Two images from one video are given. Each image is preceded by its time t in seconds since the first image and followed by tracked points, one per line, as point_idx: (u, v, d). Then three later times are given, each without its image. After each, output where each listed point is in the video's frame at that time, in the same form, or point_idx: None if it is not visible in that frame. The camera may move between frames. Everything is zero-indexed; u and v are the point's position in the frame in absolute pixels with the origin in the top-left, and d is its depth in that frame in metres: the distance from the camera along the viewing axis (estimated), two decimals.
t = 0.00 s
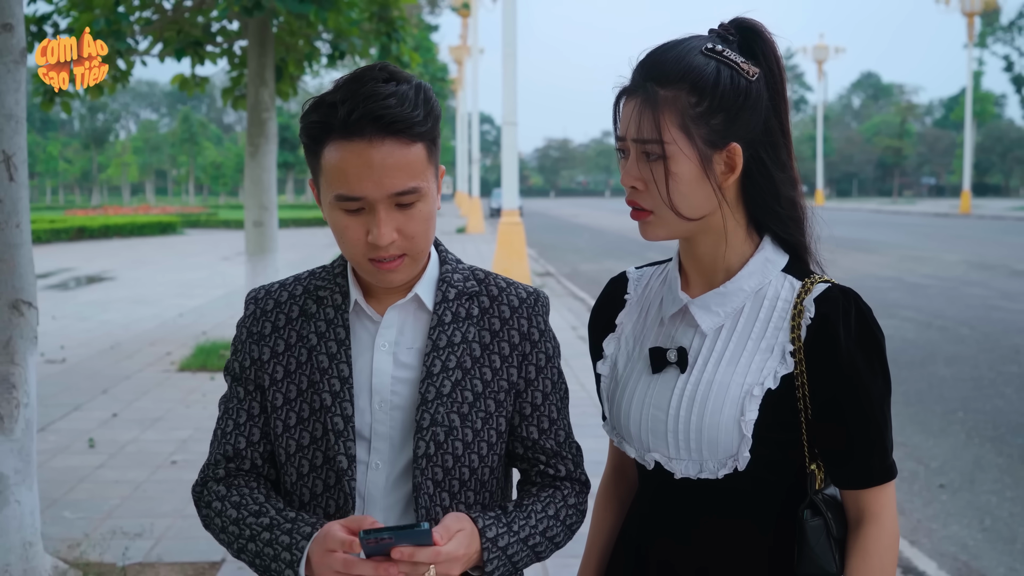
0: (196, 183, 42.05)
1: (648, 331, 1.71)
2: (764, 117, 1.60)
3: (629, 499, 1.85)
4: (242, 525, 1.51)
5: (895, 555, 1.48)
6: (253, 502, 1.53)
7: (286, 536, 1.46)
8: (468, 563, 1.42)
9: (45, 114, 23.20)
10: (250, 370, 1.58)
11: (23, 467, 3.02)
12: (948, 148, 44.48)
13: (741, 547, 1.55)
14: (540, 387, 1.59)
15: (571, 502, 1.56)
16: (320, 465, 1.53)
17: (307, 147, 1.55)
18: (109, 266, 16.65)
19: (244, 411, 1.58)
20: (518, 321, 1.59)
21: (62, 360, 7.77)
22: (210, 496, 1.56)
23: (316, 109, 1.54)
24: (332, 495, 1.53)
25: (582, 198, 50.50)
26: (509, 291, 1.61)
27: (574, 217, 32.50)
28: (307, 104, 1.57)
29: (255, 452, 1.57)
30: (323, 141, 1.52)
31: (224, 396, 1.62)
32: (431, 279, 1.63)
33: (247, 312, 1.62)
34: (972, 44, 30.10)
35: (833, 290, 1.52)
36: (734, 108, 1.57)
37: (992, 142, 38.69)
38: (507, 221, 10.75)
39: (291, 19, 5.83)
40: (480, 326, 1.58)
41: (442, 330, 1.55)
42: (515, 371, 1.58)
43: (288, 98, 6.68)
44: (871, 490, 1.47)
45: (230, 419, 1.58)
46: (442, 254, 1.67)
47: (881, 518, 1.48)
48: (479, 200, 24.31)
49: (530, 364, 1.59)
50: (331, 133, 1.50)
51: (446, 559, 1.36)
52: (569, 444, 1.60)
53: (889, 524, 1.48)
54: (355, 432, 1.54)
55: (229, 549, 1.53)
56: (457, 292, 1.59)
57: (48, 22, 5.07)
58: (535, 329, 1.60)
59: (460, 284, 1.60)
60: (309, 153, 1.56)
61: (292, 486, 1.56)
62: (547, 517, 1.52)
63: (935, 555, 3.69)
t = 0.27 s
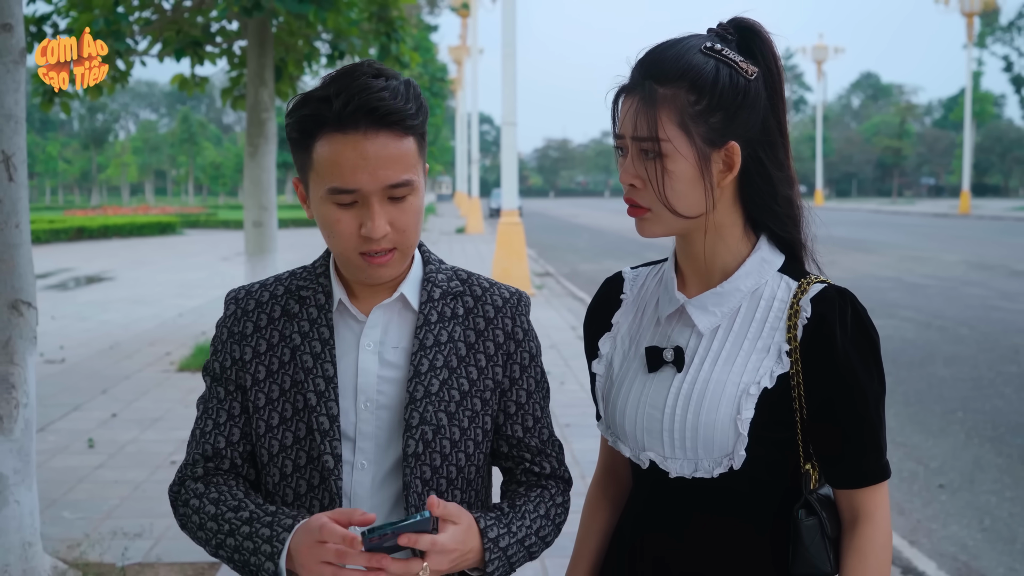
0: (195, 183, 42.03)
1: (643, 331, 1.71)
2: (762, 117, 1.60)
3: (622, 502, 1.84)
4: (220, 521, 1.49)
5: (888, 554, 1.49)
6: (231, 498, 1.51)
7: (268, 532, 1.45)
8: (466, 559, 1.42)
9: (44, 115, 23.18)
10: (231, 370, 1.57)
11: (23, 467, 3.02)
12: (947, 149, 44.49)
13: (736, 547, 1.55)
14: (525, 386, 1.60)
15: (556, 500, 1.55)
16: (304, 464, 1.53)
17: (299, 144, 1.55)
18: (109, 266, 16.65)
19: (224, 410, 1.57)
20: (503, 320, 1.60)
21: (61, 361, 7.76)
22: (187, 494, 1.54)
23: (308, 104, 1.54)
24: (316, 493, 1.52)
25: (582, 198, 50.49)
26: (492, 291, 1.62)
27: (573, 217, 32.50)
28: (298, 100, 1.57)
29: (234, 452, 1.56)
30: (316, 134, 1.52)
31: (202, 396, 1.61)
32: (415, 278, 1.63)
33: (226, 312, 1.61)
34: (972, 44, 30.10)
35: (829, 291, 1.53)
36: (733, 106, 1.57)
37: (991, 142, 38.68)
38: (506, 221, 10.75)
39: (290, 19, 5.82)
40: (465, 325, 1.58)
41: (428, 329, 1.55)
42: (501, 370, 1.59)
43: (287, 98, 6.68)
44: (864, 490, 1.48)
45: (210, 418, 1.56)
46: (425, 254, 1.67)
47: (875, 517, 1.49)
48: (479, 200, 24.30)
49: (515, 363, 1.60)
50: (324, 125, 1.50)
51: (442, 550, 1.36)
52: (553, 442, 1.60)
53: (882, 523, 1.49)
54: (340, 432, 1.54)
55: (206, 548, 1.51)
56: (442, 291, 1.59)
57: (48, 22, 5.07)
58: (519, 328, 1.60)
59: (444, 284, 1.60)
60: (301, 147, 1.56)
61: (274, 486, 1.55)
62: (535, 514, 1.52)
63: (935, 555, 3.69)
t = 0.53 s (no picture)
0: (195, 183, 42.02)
1: (642, 332, 1.71)
2: (760, 117, 1.60)
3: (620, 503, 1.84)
4: (200, 549, 1.48)
5: (886, 552, 1.49)
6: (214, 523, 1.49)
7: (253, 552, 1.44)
8: None
9: (44, 114, 23.17)
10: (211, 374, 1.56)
11: (22, 467, 3.02)
12: (947, 149, 44.48)
13: (734, 547, 1.56)
14: (506, 386, 1.59)
15: (543, 506, 1.56)
16: (289, 470, 1.51)
17: (327, 122, 1.55)
18: (108, 266, 16.64)
19: (205, 417, 1.55)
20: (483, 320, 1.59)
21: (61, 360, 7.76)
22: (168, 506, 1.52)
23: (337, 83, 1.57)
24: (302, 499, 1.51)
25: (582, 198, 50.48)
26: (471, 291, 1.62)
27: (573, 217, 32.50)
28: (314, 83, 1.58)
29: (217, 459, 1.55)
30: (350, 115, 1.54)
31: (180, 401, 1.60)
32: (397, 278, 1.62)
33: (204, 315, 1.60)
34: (971, 44, 30.11)
35: (826, 291, 1.53)
36: (733, 106, 1.56)
37: (991, 142, 38.66)
38: (506, 221, 10.74)
39: (290, 18, 5.82)
40: (445, 326, 1.57)
41: (409, 331, 1.54)
42: (482, 369, 1.58)
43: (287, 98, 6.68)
44: (861, 489, 1.48)
45: (191, 424, 1.55)
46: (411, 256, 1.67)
47: (871, 515, 1.49)
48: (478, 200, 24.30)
49: (496, 361, 1.59)
50: (364, 105, 1.54)
51: None
52: (537, 438, 1.60)
53: (880, 522, 1.49)
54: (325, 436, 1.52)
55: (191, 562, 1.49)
56: (422, 293, 1.58)
57: (47, 21, 5.06)
58: (499, 327, 1.60)
59: (423, 285, 1.60)
60: (322, 133, 1.56)
61: (258, 492, 1.54)
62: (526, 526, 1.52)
63: (935, 555, 3.69)
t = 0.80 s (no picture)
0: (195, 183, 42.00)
1: (636, 331, 1.72)
2: (754, 116, 1.59)
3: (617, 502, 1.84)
4: None
5: (883, 550, 1.48)
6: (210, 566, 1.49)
7: None
8: None
9: (43, 114, 23.15)
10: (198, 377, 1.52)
11: (22, 467, 3.02)
12: (946, 149, 44.48)
13: (730, 546, 1.55)
14: (493, 380, 1.59)
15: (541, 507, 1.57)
16: (283, 471, 1.48)
17: (329, 116, 1.53)
18: (108, 266, 16.62)
19: (193, 423, 1.53)
20: (469, 316, 1.59)
21: (60, 360, 7.75)
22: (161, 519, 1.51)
23: (337, 76, 1.55)
24: (297, 499, 1.48)
25: (581, 198, 50.46)
26: (456, 286, 1.61)
27: (573, 217, 32.50)
28: (311, 76, 1.56)
29: (201, 468, 1.53)
30: (353, 109, 1.52)
31: (163, 406, 1.56)
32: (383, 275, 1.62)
33: (188, 316, 1.55)
34: (971, 44, 30.12)
35: (820, 289, 1.52)
36: (725, 105, 1.56)
37: (990, 142, 38.64)
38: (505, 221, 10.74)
39: (289, 18, 5.82)
40: (430, 323, 1.57)
41: (393, 328, 1.53)
42: (469, 363, 1.58)
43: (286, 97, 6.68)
44: (856, 487, 1.47)
45: (180, 430, 1.53)
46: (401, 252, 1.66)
47: (866, 513, 1.48)
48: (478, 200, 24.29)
49: (482, 355, 1.58)
50: (367, 98, 1.52)
51: None
52: (522, 427, 1.60)
53: (876, 519, 1.48)
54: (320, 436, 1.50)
55: None
56: (407, 290, 1.57)
57: (46, 21, 5.06)
58: (485, 322, 1.59)
59: (408, 282, 1.59)
60: (321, 125, 1.54)
61: (252, 495, 1.51)
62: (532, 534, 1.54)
63: (934, 554, 3.69)
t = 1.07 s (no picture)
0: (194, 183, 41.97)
1: (631, 329, 1.72)
2: (750, 115, 1.60)
3: (615, 500, 1.85)
4: None
5: (877, 545, 1.49)
6: None
7: None
8: None
9: (42, 114, 23.11)
10: (194, 385, 1.51)
11: (22, 467, 3.02)
12: (945, 148, 44.47)
13: (724, 542, 1.56)
14: (499, 382, 1.59)
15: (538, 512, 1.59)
16: (279, 479, 1.48)
17: (329, 111, 1.53)
18: (107, 266, 16.60)
19: (191, 433, 1.53)
20: (475, 316, 1.58)
21: (59, 360, 7.75)
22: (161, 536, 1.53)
23: (334, 72, 1.55)
24: (294, 507, 1.47)
25: (581, 198, 50.44)
26: (461, 285, 1.61)
27: (572, 217, 32.47)
28: (307, 72, 1.56)
29: (197, 482, 1.53)
30: (353, 104, 1.52)
31: (161, 414, 1.56)
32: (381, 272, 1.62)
33: (184, 322, 1.54)
34: (970, 44, 30.12)
35: (813, 287, 1.53)
36: (722, 103, 1.57)
37: (989, 142, 38.62)
38: (505, 221, 10.74)
39: (289, 18, 5.82)
40: (439, 324, 1.56)
41: (401, 331, 1.53)
42: (474, 366, 1.57)
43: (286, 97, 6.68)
44: (850, 483, 1.48)
45: (179, 440, 1.53)
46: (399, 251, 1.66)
47: (862, 510, 1.49)
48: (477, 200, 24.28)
49: (488, 358, 1.59)
50: (367, 94, 1.53)
51: None
52: (526, 438, 1.61)
53: (870, 516, 1.49)
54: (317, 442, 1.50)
55: None
56: (411, 289, 1.57)
57: (46, 21, 5.06)
58: (491, 322, 1.59)
59: (411, 281, 1.58)
60: (322, 122, 1.54)
61: (252, 503, 1.50)
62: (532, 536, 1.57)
63: (934, 554, 3.70)
